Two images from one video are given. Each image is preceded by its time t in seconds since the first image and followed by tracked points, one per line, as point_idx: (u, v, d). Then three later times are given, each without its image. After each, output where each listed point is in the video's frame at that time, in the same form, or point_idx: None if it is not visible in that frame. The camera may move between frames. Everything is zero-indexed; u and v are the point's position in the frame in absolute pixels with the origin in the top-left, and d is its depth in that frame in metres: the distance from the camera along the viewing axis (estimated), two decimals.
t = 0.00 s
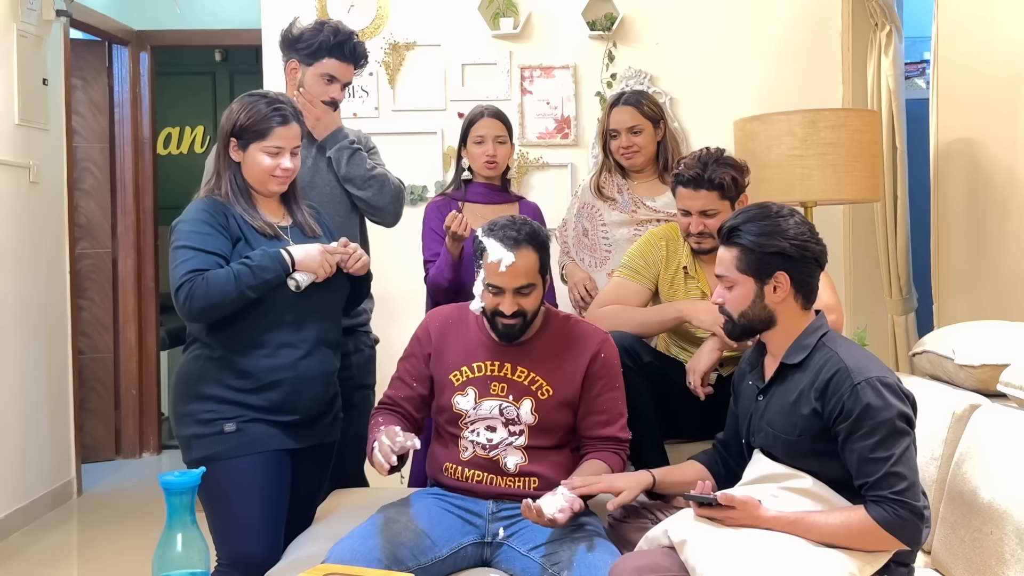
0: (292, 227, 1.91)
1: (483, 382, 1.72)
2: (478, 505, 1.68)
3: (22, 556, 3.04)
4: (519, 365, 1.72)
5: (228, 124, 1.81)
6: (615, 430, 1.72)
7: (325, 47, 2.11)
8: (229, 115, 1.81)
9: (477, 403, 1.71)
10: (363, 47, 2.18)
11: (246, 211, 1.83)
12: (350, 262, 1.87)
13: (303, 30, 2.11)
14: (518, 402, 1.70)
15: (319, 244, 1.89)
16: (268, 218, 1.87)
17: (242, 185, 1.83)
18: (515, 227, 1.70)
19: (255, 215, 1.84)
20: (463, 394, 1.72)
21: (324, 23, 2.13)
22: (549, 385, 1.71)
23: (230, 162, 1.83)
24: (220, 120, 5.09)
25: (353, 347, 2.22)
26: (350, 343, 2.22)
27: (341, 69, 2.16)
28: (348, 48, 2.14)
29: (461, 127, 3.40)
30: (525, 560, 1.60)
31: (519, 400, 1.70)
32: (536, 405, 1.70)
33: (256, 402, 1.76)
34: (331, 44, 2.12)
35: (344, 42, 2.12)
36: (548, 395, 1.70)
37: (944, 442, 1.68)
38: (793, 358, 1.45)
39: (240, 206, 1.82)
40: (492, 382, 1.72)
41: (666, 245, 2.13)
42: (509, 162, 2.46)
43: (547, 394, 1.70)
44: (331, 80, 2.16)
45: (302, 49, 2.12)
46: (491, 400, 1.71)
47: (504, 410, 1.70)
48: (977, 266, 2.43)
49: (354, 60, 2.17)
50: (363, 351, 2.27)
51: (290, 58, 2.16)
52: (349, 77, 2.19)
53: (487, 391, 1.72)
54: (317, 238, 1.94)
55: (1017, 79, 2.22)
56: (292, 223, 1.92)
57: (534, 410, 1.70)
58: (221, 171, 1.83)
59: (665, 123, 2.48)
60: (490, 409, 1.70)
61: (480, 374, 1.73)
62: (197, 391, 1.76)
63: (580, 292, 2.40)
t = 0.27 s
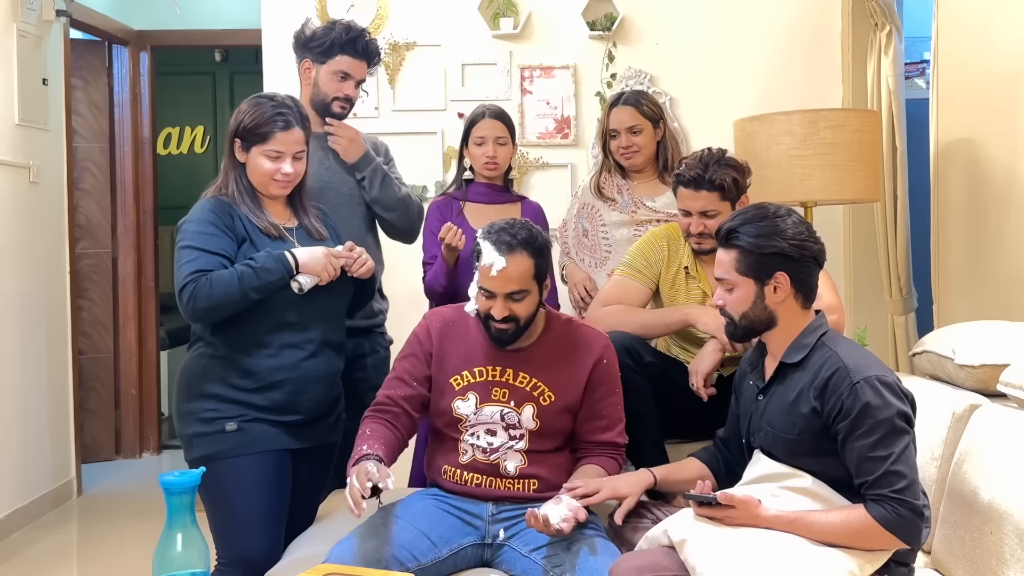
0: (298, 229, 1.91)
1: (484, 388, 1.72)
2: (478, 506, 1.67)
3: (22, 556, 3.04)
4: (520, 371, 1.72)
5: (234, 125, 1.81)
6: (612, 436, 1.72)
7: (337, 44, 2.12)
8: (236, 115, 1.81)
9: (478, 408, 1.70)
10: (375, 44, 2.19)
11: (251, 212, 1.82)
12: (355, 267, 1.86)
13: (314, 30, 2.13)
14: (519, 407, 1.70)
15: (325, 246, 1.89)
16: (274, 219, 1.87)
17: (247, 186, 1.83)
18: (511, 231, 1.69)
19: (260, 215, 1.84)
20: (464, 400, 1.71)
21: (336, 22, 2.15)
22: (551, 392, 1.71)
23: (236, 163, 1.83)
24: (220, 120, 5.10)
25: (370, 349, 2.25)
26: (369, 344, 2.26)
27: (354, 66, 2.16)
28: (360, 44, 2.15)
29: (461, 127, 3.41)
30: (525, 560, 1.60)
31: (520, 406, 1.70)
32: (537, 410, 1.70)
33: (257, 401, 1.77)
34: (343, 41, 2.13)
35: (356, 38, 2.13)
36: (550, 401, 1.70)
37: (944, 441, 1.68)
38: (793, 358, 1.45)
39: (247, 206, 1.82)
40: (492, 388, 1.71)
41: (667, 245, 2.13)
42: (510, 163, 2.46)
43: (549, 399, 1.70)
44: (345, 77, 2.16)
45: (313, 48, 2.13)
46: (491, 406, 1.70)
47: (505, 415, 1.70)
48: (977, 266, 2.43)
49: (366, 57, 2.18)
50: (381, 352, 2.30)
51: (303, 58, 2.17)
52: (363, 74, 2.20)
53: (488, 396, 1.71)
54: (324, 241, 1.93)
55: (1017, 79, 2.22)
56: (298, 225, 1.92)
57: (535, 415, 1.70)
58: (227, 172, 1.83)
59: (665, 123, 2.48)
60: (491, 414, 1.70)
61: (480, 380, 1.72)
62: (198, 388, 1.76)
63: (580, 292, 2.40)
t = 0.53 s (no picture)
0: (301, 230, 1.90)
1: (483, 393, 1.70)
2: (478, 509, 1.67)
3: (23, 556, 3.04)
4: (519, 373, 1.71)
5: (235, 126, 1.81)
6: (607, 433, 1.73)
7: (343, 42, 2.12)
8: (237, 116, 1.82)
9: (479, 414, 1.69)
10: (383, 40, 2.18)
11: (252, 212, 1.82)
12: (356, 268, 1.86)
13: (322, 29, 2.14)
14: (520, 410, 1.69)
15: (326, 247, 1.88)
16: (275, 220, 1.87)
17: (248, 189, 1.84)
18: (508, 236, 1.67)
19: (261, 215, 1.83)
20: (464, 405, 1.70)
21: (343, 20, 2.15)
22: (551, 392, 1.70)
23: (237, 164, 1.83)
24: (220, 119, 5.09)
25: (381, 350, 2.28)
26: (380, 345, 2.28)
27: (364, 64, 2.16)
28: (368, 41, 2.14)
29: (461, 127, 3.40)
30: (525, 561, 1.60)
31: (521, 408, 1.69)
32: (538, 412, 1.70)
33: (259, 402, 1.77)
34: (350, 38, 2.12)
35: (362, 35, 2.13)
36: (550, 402, 1.70)
37: (944, 441, 1.67)
38: (792, 357, 1.45)
39: (248, 206, 1.82)
40: (492, 392, 1.70)
41: (668, 245, 2.13)
42: (511, 163, 2.46)
43: (549, 400, 1.70)
44: (355, 75, 2.15)
45: (321, 48, 2.14)
46: (492, 411, 1.69)
47: (506, 419, 1.69)
48: (977, 266, 2.43)
49: (375, 54, 2.17)
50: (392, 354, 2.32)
51: (314, 59, 2.18)
52: (373, 71, 2.19)
53: (488, 400, 1.70)
54: (327, 241, 1.92)
55: (1017, 78, 2.22)
56: (301, 225, 1.91)
57: (536, 417, 1.70)
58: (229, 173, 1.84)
59: (665, 123, 2.47)
60: (492, 419, 1.69)
61: (479, 386, 1.71)
62: (200, 388, 1.77)
63: (580, 292, 2.40)
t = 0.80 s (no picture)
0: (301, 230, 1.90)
1: (478, 392, 1.70)
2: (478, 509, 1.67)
3: (22, 556, 3.04)
4: (512, 371, 1.70)
5: (235, 126, 1.81)
6: (599, 431, 1.72)
7: (348, 41, 2.11)
8: (236, 117, 1.81)
9: (472, 412, 1.69)
10: (389, 38, 2.15)
11: (252, 213, 1.82)
12: (354, 268, 1.85)
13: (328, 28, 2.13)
14: (513, 408, 1.69)
15: (326, 247, 1.87)
16: (274, 219, 1.87)
17: (250, 188, 1.84)
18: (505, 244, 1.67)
19: (260, 217, 1.83)
20: (458, 404, 1.70)
21: (349, 18, 2.13)
22: (544, 390, 1.70)
23: (238, 165, 1.83)
24: (220, 120, 5.09)
25: (382, 351, 2.27)
26: (382, 346, 2.28)
27: (370, 63, 2.14)
28: (373, 39, 2.12)
29: (461, 127, 3.40)
30: (525, 562, 1.60)
31: (515, 407, 1.69)
32: (532, 410, 1.69)
33: (259, 402, 1.76)
34: (354, 37, 2.11)
35: (368, 35, 2.10)
36: (543, 400, 1.70)
37: (944, 441, 1.67)
38: (791, 356, 1.45)
39: (246, 207, 1.82)
40: (486, 391, 1.70)
41: (668, 245, 2.13)
42: (512, 163, 2.46)
43: (542, 398, 1.70)
44: (360, 74, 2.13)
45: (327, 46, 2.12)
46: (486, 410, 1.69)
47: (500, 418, 1.69)
48: (977, 266, 2.43)
49: (382, 52, 2.15)
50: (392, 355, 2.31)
51: (320, 58, 2.17)
52: (379, 69, 2.16)
53: (482, 399, 1.69)
54: (326, 240, 1.92)
55: (1017, 79, 2.22)
56: (299, 224, 1.91)
57: (530, 415, 1.70)
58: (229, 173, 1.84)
59: (667, 124, 2.47)
60: (486, 418, 1.69)
61: (473, 384, 1.70)
62: (200, 388, 1.77)
63: (580, 292, 2.41)
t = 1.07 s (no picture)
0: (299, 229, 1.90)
1: (469, 387, 1.70)
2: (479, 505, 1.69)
3: (22, 556, 3.04)
4: (503, 367, 1.71)
5: (231, 127, 1.81)
6: (583, 428, 1.70)
7: (346, 39, 2.10)
8: (233, 117, 1.81)
9: (464, 408, 1.69)
10: (387, 36, 2.15)
11: (252, 213, 1.82)
12: (354, 268, 1.86)
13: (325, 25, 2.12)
14: (504, 404, 1.69)
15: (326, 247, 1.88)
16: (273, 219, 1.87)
17: (249, 187, 1.84)
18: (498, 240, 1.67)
19: (262, 218, 1.83)
20: (451, 400, 1.70)
21: (346, 15, 2.12)
22: (534, 386, 1.70)
23: (236, 165, 1.83)
24: (220, 120, 5.10)
25: (378, 352, 2.26)
26: (377, 347, 2.27)
27: (369, 61, 2.14)
28: (371, 37, 2.12)
29: (461, 127, 3.40)
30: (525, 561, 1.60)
31: (505, 403, 1.69)
32: (522, 406, 1.69)
33: (259, 402, 1.76)
34: (352, 35, 2.10)
35: (365, 32, 2.10)
36: (533, 395, 1.70)
37: (944, 442, 1.67)
38: (798, 355, 1.43)
39: (247, 207, 1.82)
40: (478, 386, 1.70)
41: (668, 245, 2.13)
42: (512, 164, 2.47)
43: (532, 394, 1.70)
44: (359, 73, 2.13)
45: (324, 45, 2.12)
46: (478, 405, 1.69)
47: (491, 413, 1.69)
48: (977, 266, 2.43)
49: (380, 50, 2.15)
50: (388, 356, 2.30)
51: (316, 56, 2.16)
52: (378, 67, 2.16)
53: (474, 395, 1.70)
54: (324, 240, 1.92)
55: (1017, 78, 2.22)
56: (298, 225, 1.91)
57: (521, 411, 1.69)
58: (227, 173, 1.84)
59: (674, 125, 2.48)
60: (478, 414, 1.69)
61: (466, 379, 1.71)
62: (200, 388, 1.76)
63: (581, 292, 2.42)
